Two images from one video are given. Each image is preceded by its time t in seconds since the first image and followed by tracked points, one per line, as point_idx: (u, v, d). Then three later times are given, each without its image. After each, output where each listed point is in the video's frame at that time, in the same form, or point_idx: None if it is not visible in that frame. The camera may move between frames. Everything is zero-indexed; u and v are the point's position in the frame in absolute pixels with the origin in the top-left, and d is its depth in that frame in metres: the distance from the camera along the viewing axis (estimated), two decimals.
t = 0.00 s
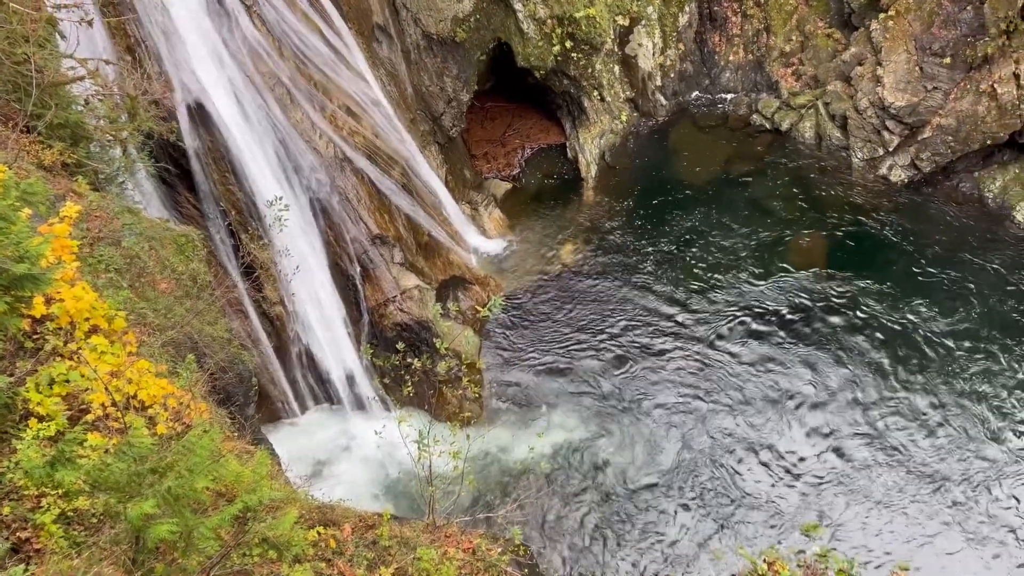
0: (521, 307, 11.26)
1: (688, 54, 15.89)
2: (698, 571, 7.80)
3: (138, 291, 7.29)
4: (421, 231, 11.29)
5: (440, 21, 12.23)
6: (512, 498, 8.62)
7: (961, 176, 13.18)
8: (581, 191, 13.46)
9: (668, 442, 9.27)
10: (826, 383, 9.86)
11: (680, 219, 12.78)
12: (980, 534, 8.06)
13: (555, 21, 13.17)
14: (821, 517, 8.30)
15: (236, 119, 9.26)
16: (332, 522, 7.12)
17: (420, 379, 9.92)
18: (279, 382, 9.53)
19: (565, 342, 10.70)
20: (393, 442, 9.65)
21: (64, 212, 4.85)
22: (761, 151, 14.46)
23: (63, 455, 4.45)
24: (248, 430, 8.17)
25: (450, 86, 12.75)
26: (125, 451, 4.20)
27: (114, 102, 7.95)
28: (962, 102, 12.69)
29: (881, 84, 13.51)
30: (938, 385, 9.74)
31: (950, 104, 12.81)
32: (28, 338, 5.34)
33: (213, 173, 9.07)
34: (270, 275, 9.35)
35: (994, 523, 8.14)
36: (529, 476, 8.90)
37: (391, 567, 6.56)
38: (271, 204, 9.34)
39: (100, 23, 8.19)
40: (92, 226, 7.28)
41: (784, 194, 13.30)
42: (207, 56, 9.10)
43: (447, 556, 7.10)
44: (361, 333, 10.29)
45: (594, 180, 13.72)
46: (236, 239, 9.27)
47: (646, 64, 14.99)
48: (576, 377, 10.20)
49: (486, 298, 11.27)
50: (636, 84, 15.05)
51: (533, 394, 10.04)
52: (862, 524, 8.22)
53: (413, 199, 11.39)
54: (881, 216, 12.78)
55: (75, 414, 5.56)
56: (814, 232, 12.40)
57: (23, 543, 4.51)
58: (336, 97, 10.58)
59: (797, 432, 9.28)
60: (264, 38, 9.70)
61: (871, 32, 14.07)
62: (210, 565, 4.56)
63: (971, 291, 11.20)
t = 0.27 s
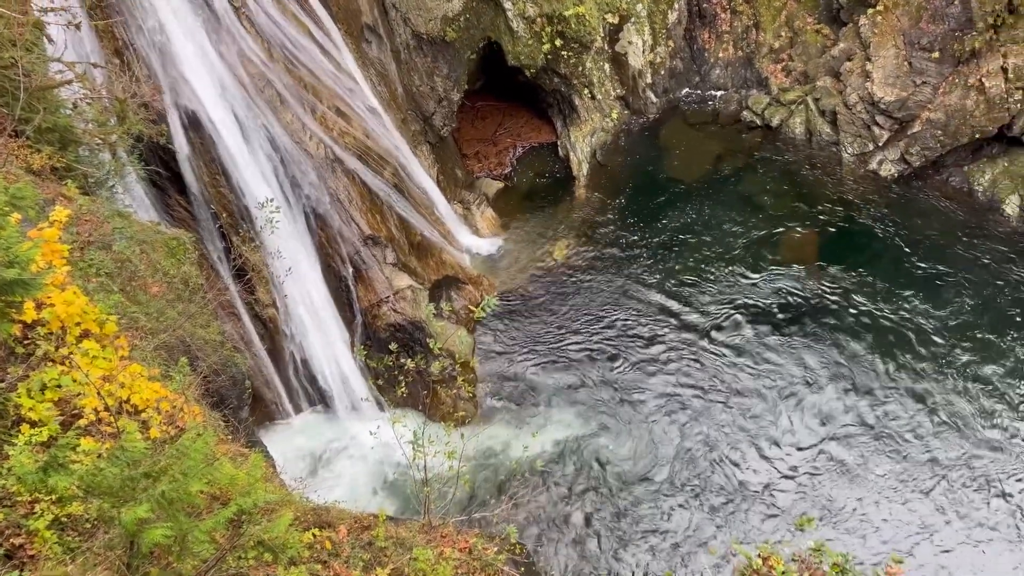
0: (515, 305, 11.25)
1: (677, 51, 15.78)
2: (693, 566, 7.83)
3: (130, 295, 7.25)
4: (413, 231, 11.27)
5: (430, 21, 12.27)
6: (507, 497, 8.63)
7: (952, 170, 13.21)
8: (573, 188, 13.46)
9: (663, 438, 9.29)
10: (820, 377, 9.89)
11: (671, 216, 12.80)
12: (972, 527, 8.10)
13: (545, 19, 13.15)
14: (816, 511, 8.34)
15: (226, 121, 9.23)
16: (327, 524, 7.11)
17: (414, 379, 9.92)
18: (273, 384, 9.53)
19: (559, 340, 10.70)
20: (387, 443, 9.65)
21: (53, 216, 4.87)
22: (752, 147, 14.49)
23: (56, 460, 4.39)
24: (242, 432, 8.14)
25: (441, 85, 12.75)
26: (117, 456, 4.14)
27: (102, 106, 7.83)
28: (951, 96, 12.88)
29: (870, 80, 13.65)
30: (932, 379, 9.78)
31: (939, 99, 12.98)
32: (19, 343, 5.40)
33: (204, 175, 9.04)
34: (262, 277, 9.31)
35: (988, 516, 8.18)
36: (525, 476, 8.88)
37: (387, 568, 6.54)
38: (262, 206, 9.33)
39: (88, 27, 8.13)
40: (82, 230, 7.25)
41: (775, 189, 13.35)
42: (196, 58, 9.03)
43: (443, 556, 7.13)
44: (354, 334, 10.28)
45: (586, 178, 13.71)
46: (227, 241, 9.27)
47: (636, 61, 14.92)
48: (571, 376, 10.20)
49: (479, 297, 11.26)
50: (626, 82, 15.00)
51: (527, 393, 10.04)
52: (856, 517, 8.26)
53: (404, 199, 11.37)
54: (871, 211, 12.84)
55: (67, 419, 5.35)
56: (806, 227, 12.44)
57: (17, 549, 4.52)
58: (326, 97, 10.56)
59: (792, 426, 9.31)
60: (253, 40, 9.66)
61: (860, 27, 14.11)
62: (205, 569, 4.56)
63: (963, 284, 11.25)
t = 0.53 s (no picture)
0: (508, 304, 11.25)
1: (667, 48, 15.84)
2: (689, 562, 7.84)
3: (121, 298, 7.23)
4: (406, 230, 11.25)
5: (420, 19, 12.09)
6: (503, 495, 8.63)
7: (941, 163, 13.26)
8: (565, 186, 13.46)
9: (659, 435, 9.30)
10: (816, 372, 9.91)
11: (664, 213, 12.81)
12: (968, 520, 8.13)
13: (535, 17, 13.12)
14: (812, 506, 8.36)
15: (216, 122, 9.20)
16: (323, 525, 7.09)
17: (408, 379, 9.90)
18: (267, 385, 9.50)
19: (553, 338, 10.70)
20: (382, 443, 9.64)
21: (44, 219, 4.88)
22: (743, 143, 14.50)
23: (50, 464, 4.30)
24: (237, 434, 8.12)
25: (432, 84, 12.72)
26: (111, 460, 4.18)
27: (91, 108, 7.81)
28: (940, 90, 12.89)
29: (860, 74, 13.66)
30: (927, 372, 9.82)
31: (929, 93, 13.00)
32: (11, 348, 5.25)
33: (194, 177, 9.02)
34: (255, 278, 9.28)
35: (983, 509, 8.21)
36: (520, 475, 8.87)
37: (383, 568, 6.53)
38: (253, 207, 9.29)
39: (76, 28, 8.11)
40: (72, 234, 7.18)
41: (767, 184, 13.39)
42: (185, 59, 9.02)
43: (439, 555, 7.09)
44: (348, 335, 10.26)
45: (578, 175, 13.70)
46: (218, 243, 9.22)
47: (627, 58, 14.96)
48: (565, 373, 10.20)
49: (472, 296, 11.25)
50: (617, 78, 15.02)
51: (521, 391, 10.03)
52: (852, 512, 8.29)
53: (397, 198, 11.34)
54: (862, 205, 12.88)
55: (60, 424, 5.41)
56: (798, 222, 12.47)
57: (11, 555, 4.46)
58: (317, 97, 10.52)
59: (788, 421, 9.33)
60: (242, 41, 9.63)
61: (849, 22, 14.16)
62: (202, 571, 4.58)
63: (956, 277, 11.29)
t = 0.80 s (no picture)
0: (502, 301, 11.25)
1: (658, 44, 15.73)
2: (684, 556, 7.87)
3: (113, 300, 7.20)
4: (398, 228, 11.23)
5: (410, 17, 12.01)
6: (498, 492, 8.64)
7: (931, 156, 13.26)
8: (558, 183, 13.47)
9: (654, 429, 9.32)
10: (810, 366, 9.94)
11: (656, 208, 12.83)
12: (961, 511, 8.19)
13: (524, 14, 12.98)
14: (806, 498, 8.41)
15: (206, 122, 9.16)
16: (319, 525, 7.09)
17: (402, 377, 9.90)
18: (260, 386, 9.48)
19: (547, 335, 10.70)
20: (377, 442, 9.63)
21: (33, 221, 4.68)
22: (734, 138, 14.51)
23: (42, 468, 4.43)
24: (231, 435, 8.10)
25: (421, 82, 12.58)
26: (104, 463, 4.16)
27: (80, 109, 7.81)
28: (929, 83, 12.99)
29: (849, 68, 13.73)
30: (919, 364, 9.87)
31: (918, 86, 13.09)
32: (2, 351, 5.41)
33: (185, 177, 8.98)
34: (247, 278, 9.26)
35: (976, 499, 8.28)
36: (515, 472, 8.89)
37: (379, 567, 6.52)
38: (244, 207, 9.26)
39: (63, 29, 8.06)
40: (62, 236, 7.15)
41: (758, 178, 13.43)
42: (174, 59, 8.98)
43: (435, 553, 7.05)
44: (341, 334, 10.26)
45: (569, 172, 13.70)
46: (210, 243, 9.20)
47: (617, 54, 14.92)
48: (560, 370, 10.21)
49: (466, 294, 11.22)
50: (608, 75, 14.99)
51: (515, 388, 10.03)
52: (846, 503, 8.33)
53: (388, 197, 11.31)
54: (854, 198, 12.92)
55: (52, 426, 5.41)
56: (789, 217, 12.51)
57: (5, 559, 4.43)
58: (306, 96, 10.49)
59: (782, 415, 9.36)
60: (231, 40, 9.59)
61: (838, 16, 14.17)
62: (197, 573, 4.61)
63: (947, 270, 11.36)
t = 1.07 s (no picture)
0: (496, 298, 11.24)
1: (649, 39, 15.85)
2: (679, 551, 7.88)
3: (105, 301, 7.17)
4: (390, 226, 11.21)
5: (400, 15, 11.96)
6: (494, 488, 8.63)
7: (922, 149, 13.43)
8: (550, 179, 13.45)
9: (649, 425, 9.33)
10: (804, 359, 9.96)
11: (648, 204, 12.84)
12: (955, 502, 8.22)
13: (515, 10, 12.92)
14: (801, 491, 8.42)
15: (196, 122, 9.11)
16: (314, 524, 7.08)
17: (396, 375, 9.89)
18: (254, 386, 9.45)
19: (541, 332, 10.70)
20: (372, 441, 9.62)
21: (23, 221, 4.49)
22: (725, 133, 14.57)
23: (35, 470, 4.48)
24: (225, 435, 8.07)
25: (413, 79, 12.61)
26: (98, 464, 4.09)
27: (69, 110, 7.74)
28: (918, 76, 12.94)
29: (839, 62, 13.77)
30: (912, 356, 9.91)
31: (908, 79, 13.06)
32: None
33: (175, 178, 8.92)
34: (239, 278, 9.22)
35: (970, 491, 8.31)
36: (511, 468, 8.89)
37: (375, 566, 6.50)
38: (235, 206, 9.22)
39: (50, 29, 7.98)
40: (52, 237, 7.14)
41: (749, 172, 13.46)
42: (163, 58, 8.92)
43: (430, 551, 7.06)
44: (334, 332, 10.28)
45: (562, 169, 13.69)
46: (202, 243, 9.15)
47: (607, 50, 14.95)
48: (554, 366, 10.22)
49: (459, 291, 11.22)
50: (599, 70, 15.05)
51: (508, 384, 10.03)
52: (841, 496, 8.35)
53: (380, 195, 11.29)
54: (845, 192, 12.96)
55: (44, 429, 5.44)
56: (781, 210, 12.54)
57: None
58: (297, 95, 10.45)
59: (777, 409, 9.38)
60: (220, 39, 9.55)
61: (828, 10, 14.25)
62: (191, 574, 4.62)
63: (940, 262, 11.41)
